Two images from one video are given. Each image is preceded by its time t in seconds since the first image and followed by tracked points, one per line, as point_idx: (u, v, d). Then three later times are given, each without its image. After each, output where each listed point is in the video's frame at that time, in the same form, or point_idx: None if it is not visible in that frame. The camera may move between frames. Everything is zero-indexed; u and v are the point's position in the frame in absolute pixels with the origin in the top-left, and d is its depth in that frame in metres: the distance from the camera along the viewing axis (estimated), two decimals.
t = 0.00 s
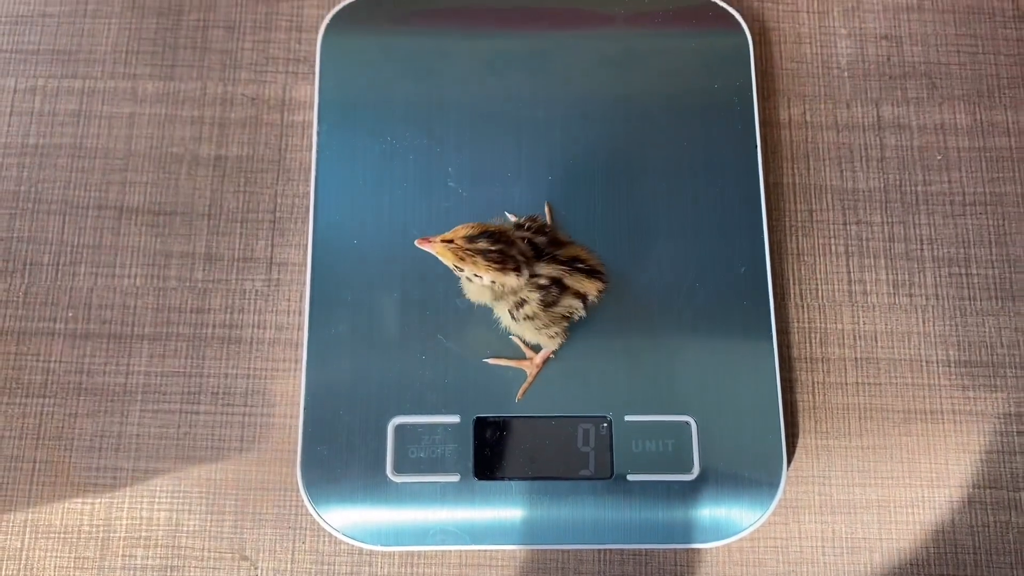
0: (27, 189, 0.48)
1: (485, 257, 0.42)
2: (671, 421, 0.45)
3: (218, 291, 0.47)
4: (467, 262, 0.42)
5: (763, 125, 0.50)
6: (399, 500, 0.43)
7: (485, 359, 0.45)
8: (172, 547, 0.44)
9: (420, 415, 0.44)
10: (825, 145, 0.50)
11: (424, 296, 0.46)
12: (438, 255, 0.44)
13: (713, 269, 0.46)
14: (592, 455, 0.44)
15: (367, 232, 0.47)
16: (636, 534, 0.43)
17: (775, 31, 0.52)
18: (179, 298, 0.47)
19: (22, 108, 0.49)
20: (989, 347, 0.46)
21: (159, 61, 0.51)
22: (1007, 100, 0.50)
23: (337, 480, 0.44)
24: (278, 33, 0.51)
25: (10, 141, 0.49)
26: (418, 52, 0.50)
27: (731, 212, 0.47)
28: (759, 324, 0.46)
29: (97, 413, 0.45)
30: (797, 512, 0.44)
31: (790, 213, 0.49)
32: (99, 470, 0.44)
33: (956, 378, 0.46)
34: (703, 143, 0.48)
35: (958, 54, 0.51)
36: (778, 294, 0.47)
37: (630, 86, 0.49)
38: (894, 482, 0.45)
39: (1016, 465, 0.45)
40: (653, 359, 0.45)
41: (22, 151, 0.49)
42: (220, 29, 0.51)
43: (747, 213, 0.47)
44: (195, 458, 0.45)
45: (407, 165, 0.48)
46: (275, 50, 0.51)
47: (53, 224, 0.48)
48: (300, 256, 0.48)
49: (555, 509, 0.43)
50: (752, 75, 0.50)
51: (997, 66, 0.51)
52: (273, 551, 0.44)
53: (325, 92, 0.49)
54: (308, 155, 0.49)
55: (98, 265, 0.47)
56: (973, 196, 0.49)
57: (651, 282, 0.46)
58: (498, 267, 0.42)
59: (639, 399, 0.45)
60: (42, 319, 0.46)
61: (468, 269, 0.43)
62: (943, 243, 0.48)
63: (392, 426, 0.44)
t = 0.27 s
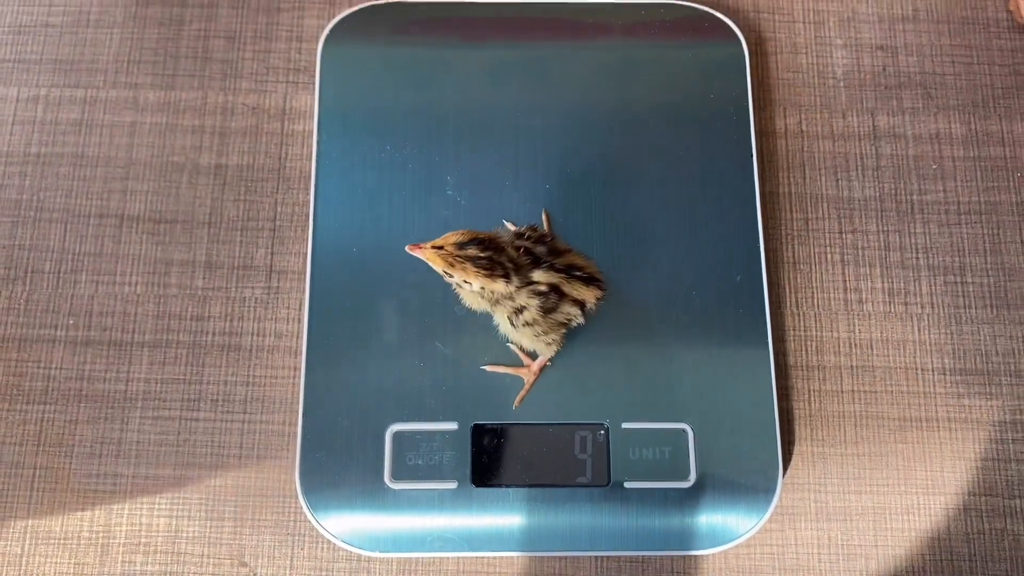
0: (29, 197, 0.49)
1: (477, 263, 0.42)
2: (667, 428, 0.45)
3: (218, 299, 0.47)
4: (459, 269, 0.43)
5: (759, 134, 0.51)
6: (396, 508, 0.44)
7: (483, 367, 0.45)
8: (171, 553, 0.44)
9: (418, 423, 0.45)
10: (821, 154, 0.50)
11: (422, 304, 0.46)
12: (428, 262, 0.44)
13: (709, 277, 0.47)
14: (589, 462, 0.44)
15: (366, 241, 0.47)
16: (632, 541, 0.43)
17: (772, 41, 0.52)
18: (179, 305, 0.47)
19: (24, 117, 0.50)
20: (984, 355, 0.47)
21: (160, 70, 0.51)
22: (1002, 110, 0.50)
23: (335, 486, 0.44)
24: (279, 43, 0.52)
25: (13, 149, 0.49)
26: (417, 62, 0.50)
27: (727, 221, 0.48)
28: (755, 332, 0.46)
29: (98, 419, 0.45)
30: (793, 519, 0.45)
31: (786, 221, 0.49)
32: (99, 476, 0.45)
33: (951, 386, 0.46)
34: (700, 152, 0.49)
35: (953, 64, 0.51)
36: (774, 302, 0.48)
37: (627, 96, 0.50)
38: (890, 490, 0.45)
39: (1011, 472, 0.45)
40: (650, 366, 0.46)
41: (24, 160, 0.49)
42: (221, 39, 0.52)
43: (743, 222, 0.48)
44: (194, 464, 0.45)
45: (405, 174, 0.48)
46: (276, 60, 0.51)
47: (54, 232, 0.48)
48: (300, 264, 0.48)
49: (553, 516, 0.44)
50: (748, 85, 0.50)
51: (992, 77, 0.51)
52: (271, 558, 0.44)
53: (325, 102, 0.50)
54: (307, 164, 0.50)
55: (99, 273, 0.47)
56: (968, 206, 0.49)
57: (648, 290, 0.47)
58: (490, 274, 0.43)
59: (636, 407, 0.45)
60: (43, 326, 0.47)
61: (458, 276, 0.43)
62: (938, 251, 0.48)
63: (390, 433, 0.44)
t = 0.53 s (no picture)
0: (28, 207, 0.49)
1: (482, 275, 0.43)
2: (665, 438, 0.45)
3: (217, 309, 0.47)
4: (466, 282, 0.43)
5: (758, 144, 0.51)
6: (394, 518, 0.44)
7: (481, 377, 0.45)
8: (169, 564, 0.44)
9: (416, 434, 0.45)
10: (819, 164, 0.50)
11: (421, 314, 0.46)
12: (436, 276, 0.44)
13: (707, 287, 0.47)
14: (587, 472, 0.44)
15: (365, 252, 0.47)
16: (631, 551, 0.43)
17: (770, 52, 0.52)
18: (177, 315, 0.47)
19: (24, 127, 0.50)
20: (982, 365, 0.47)
21: (160, 81, 0.51)
22: (1000, 121, 0.50)
23: (333, 497, 0.44)
24: (278, 53, 0.52)
25: (12, 159, 0.50)
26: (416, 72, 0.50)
27: (725, 231, 0.48)
28: (753, 342, 0.46)
29: (96, 429, 0.45)
30: (792, 529, 0.44)
31: (784, 231, 0.49)
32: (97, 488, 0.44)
33: (950, 396, 0.46)
34: (698, 163, 0.49)
35: (951, 75, 0.51)
36: (772, 311, 0.48)
37: (625, 107, 0.50)
38: (888, 500, 0.45)
39: (1010, 482, 0.45)
40: (648, 376, 0.46)
41: (24, 169, 0.49)
42: (220, 50, 0.52)
43: (741, 232, 0.48)
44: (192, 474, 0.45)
45: (404, 184, 0.48)
46: (275, 71, 0.52)
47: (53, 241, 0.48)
48: (298, 274, 0.48)
49: (551, 526, 0.44)
50: (746, 95, 0.50)
51: (990, 87, 0.51)
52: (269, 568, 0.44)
53: (325, 114, 0.50)
54: (306, 174, 0.50)
55: (98, 282, 0.48)
56: (966, 216, 0.49)
57: (646, 301, 0.47)
58: (495, 286, 0.43)
59: (634, 417, 0.45)
60: (41, 335, 0.47)
61: (464, 289, 0.44)
62: (936, 262, 0.48)
63: (388, 444, 0.45)
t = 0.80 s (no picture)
0: (29, 212, 0.49)
1: (481, 285, 0.43)
2: (664, 444, 0.45)
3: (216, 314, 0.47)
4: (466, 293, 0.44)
5: (757, 150, 0.51)
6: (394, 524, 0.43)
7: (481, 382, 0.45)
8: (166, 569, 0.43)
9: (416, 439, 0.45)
10: (819, 170, 0.50)
11: (421, 319, 0.46)
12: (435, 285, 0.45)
13: (706, 292, 0.47)
14: (586, 477, 0.44)
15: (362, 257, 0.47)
16: (631, 557, 0.43)
17: (769, 57, 0.52)
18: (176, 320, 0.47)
19: (25, 132, 0.50)
20: (982, 370, 0.47)
21: (160, 86, 0.51)
22: (999, 126, 0.50)
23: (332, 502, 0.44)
24: (278, 59, 0.52)
25: (12, 164, 0.50)
26: (416, 77, 0.50)
27: (725, 236, 0.48)
28: (753, 347, 0.46)
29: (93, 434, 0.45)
30: (792, 535, 0.44)
31: (783, 237, 0.49)
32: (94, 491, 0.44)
33: (950, 402, 0.46)
34: (698, 168, 0.49)
35: (950, 81, 0.51)
36: (771, 316, 0.48)
37: (625, 113, 0.50)
38: (888, 506, 0.45)
39: (1011, 488, 0.45)
40: (647, 382, 0.46)
41: (24, 175, 0.49)
42: (220, 55, 0.52)
43: (741, 237, 0.48)
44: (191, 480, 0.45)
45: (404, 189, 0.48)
46: (274, 76, 0.52)
47: (53, 246, 0.48)
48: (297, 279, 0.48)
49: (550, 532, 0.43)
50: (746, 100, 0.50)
51: (989, 93, 0.51)
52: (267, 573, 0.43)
53: (323, 118, 0.50)
54: (306, 179, 0.50)
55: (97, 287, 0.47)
56: (966, 222, 0.49)
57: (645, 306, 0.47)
58: (494, 295, 0.44)
59: (633, 422, 0.45)
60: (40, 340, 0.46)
61: (465, 298, 0.44)
62: (935, 267, 0.48)
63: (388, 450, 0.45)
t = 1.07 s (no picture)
0: (29, 217, 0.49)
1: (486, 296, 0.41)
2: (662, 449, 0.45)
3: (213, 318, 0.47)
4: (462, 316, 0.41)
5: (755, 156, 0.51)
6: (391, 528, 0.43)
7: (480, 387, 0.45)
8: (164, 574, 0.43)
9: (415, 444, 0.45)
10: (816, 176, 0.50)
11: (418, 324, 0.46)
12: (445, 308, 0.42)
13: (703, 297, 0.47)
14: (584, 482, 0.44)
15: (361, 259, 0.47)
16: (628, 562, 0.43)
17: (767, 63, 0.53)
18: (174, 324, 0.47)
19: (24, 138, 0.50)
20: (979, 376, 0.47)
21: (159, 92, 0.52)
22: (996, 132, 0.51)
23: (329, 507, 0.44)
24: (276, 65, 0.52)
25: (12, 169, 0.50)
26: (416, 83, 0.51)
27: (722, 241, 0.48)
28: (749, 353, 0.46)
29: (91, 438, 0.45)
30: (789, 540, 0.44)
31: (780, 242, 0.49)
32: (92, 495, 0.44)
33: (946, 407, 0.46)
34: (695, 174, 0.49)
35: (947, 87, 0.52)
36: (768, 321, 0.48)
37: (623, 119, 0.50)
38: (885, 511, 0.45)
39: (1007, 493, 0.45)
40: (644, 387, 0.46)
41: (23, 180, 0.50)
42: (220, 61, 0.52)
43: (738, 242, 0.48)
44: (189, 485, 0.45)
45: (403, 194, 0.49)
46: (273, 82, 0.52)
47: (52, 251, 0.48)
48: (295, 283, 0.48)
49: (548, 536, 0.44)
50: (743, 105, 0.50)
51: (985, 99, 0.51)
52: None
53: (323, 123, 0.50)
54: (304, 184, 0.50)
55: (95, 292, 0.48)
56: (962, 227, 0.49)
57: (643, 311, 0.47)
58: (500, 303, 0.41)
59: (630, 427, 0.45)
60: (38, 345, 0.47)
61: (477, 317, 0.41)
62: (932, 273, 0.48)
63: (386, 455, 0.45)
